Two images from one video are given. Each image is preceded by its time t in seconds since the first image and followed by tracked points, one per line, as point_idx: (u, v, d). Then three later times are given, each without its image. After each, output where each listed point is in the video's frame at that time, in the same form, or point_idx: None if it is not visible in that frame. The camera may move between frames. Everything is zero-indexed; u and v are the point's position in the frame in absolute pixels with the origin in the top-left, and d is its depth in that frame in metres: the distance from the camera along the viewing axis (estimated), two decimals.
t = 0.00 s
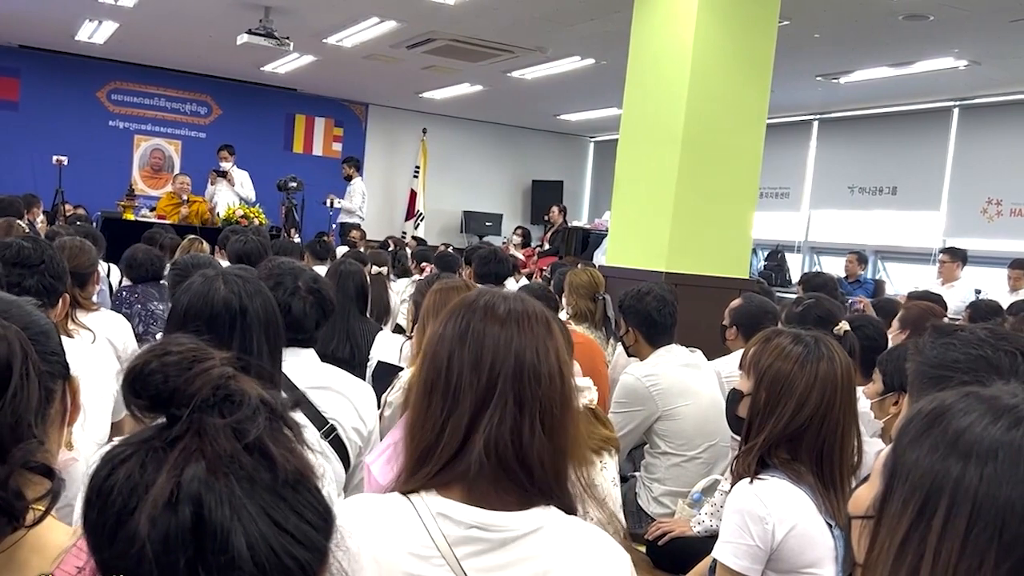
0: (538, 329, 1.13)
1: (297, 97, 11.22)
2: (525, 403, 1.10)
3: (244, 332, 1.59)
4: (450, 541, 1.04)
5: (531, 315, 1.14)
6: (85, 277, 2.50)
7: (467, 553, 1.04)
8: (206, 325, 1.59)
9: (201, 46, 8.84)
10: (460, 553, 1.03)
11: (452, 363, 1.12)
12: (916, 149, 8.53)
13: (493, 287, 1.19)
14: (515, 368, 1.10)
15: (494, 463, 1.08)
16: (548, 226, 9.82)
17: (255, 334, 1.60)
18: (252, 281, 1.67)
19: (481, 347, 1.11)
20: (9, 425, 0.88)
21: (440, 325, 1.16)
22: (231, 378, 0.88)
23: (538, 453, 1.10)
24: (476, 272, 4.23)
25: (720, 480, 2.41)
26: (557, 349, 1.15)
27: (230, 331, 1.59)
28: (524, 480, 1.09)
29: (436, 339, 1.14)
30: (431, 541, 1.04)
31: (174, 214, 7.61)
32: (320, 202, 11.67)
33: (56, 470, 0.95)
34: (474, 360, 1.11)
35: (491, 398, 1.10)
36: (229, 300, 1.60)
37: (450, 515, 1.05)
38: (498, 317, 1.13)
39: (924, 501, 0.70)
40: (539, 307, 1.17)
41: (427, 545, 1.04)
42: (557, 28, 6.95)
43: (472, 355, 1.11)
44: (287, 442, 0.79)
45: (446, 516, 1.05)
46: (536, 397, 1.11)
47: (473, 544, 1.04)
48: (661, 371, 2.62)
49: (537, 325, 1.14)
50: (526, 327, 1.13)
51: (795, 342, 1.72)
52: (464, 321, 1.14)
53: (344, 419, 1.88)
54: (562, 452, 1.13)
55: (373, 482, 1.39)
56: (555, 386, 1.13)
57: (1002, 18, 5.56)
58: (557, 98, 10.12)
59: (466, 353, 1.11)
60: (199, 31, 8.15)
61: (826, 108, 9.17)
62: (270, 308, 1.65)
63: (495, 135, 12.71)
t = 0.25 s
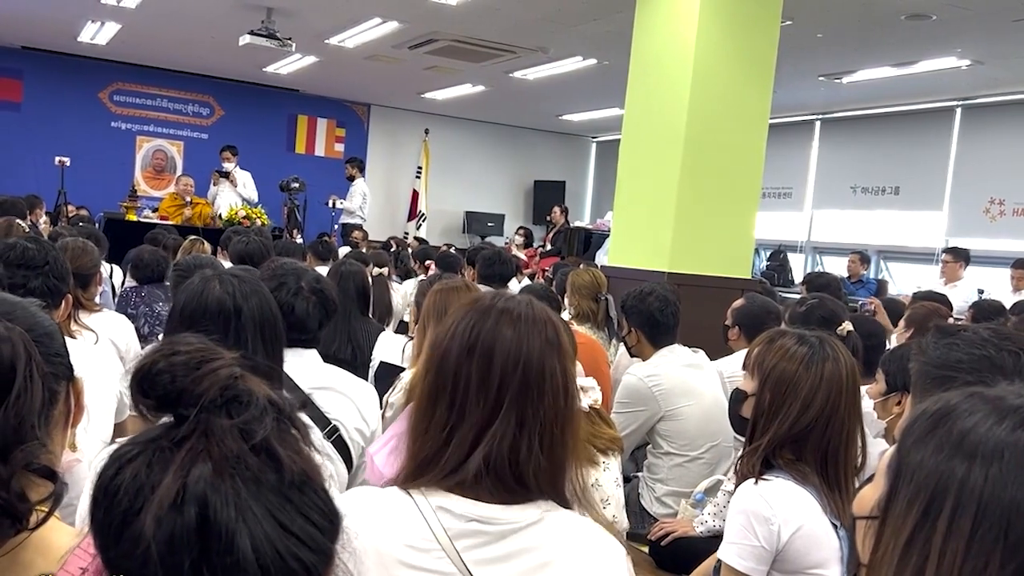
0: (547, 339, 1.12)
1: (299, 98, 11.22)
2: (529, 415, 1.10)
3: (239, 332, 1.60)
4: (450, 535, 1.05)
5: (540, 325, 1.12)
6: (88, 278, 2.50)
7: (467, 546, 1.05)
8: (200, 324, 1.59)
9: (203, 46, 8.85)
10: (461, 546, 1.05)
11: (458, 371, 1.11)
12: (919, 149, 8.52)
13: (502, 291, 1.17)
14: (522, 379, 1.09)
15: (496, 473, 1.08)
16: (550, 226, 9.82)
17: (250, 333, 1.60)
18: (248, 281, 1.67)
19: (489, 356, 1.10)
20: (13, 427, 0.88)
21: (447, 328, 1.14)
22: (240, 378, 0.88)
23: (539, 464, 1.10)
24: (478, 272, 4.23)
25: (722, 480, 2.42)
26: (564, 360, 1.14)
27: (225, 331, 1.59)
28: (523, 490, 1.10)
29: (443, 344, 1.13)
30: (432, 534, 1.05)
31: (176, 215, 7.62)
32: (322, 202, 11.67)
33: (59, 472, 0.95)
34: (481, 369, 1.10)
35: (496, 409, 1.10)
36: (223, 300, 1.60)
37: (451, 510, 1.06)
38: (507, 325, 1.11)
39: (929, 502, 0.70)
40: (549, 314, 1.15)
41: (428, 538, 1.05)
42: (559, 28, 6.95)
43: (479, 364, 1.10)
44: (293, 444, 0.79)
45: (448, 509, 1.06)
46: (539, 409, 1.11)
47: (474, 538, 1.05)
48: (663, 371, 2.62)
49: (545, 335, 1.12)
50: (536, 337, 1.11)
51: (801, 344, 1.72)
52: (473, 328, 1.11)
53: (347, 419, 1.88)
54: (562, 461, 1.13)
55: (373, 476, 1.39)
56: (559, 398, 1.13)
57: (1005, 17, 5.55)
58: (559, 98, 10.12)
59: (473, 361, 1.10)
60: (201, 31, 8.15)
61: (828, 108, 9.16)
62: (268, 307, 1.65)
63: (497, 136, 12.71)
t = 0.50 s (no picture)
0: (551, 347, 1.12)
1: (300, 99, 11.23)
2: (529, 423, 1.10)
3: (238, 332, 1.60)
4: (448, 533, 1.06)
5: (544, 333, 1.12)
6: (89, 279, 2.50)
7: (465, 544, 1.06)
8: (199, 325, 1.60)
9: (205, 47, 8.86)
10: (459, 545, 1.06)
11: (460, 376, 1.10)
12: (921, 149, 8.51)
13: (506, 296, 1.16)
14: (525, 387, 1.09)
15: (496, 480, 1.08)
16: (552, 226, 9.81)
17: (249, 334, 1.60)
18: (247, 282, 1.67)
19: (492, 362, 1.09)
20: (15, 428, 0.88)
21: (451, 332, 1.14)
22: (245, 379, 0.88)
23: (539, 473, 1.10)
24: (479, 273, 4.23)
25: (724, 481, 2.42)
26: (567, 368, 1.14)
27: (223, 332, 1.59)
28: (522, 497, 1.09)
29: (446, 348, 1.12)
30: (430, 532, 1.06)
31: (178, 216, 7.63)
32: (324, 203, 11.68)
33: (62, 474, 0.95)
34: (484, 376, 1.09)
35: (497, 416, 1.10)
36: (222, 301, 1.61)
37: (451, 509, 1.06)
38: (511, 331, 1.11)
39: (931, 503, 0.70)
40: (553, 321, 1.15)
41: (426, 535, 1.06)
42: (560, 28, 6.95)
43: (482, 370, 1.09)
44: (298, 446, 0.79)
45: (448, 508, 1.06)
46: (540, 417, 1.11)
47: (472, 537, 1.06)
48: (665, 371, 2.62)
49: (549, 342, 1.12)
50: (540, 344, 1.11)
51: (802, 345, 1.72)
52: (477, 334, 1.11)
53: (348, 420, 1.88)
54: (562, 469, 1.13)
55: (371, 474, 1.39)
56: (560, 407, 1.12)
57: (1007, 17, 5.54)
58: (560, 99, 10.12)
59: (477, 367, 1.10)
60: (202, 32, 8.16)
61: (829, 108, 9.16)
62: (268, 307, 1.65)
63: (498, 136, 12.71)
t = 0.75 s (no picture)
0: (550, 347, 1.12)
1: (300, 99, 11.23)
2: (529, 423, 1.10)
3: (239, 333, 1.60)
4: (450, 537, 1.06)
5: (544, 333, 1.12)
6: (89, 280, 2.50)
7: (467, 547, 1.06)
8: (199, 324, 1.60)
9: (205, 48, 8.87)
10: (460, 548, 1.06)
11: (459, 377, 1.10)
12: (921, 150, 8.52)
13: (506, 297, 1.16)
14: (524, 388, 1.09)
15: (495, 481, 1.08)
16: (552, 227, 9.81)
17: (249, 334, 1.60)
18: (247, 282, 1.67)
19: (491, 363, 1.09)
20: (14, 430, 0.88)
21: (450, 332, 1.14)
22: (248, 380, 0.88)
23: (538, 474, 1.10)
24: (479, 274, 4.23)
25: (724, 481, 2.42)
26: (566, 369, 1.14)
27: (223, 331, 1.60)
28: (522, 498, 1.09)
29: (445, 349, 1.12)
30: (432, 537, 1.06)
31: (178, 217, 7.64)
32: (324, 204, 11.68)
33: (61, 476, 0.95)
34: (484, 376, 1.09)
35: (496, 417, 1.10)
36: (222, 302, 1.61)
37: (451, 511, 1.07)
38: (510, 332, 1.11)
39: (929, 504, 0.70)
40: (552, 322, 1.15)
41: (428, 540, 1.06)
42: (560, 29, 6.96)
43: (481, 371, 1.09)
44: (299, 448, 0.79)
45: (448, 510, 1.06)
46: (540, 418, 1.11)
47: (473, 540, 1.06)
48: (665, 372, 2.62)
49: (549, 343, 1.12)
50: (539, 344, 1.11)
51: (802, 346, 1.72)
52: (476, 334, 1.11)
53: (349, 420, 1.88)
54: (562, 471, 1.13)
55: (370, 475, 1.39)
56: (559, 408, 1.12)
57: (1007, 18, 5.55)
58: (561, 99, 10.12)
59: (476, 368, 1.10)
60: (202, 33, 8.16)
61: (830, 109, 9.17)
62: (268, 307, 1.65)
63: (499, 137, 12.72)
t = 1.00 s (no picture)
0: (545, 346, 1.12)
1: (299, 100, 11.24)
2: (524, 423, 1.11)
3: (239, 334, 1.60)
4: (449, 541, 1.05)
5: (539, 331, 1.12)
6: (88, 281, 2.50)
7: (465, 551, 1.06)
8: (200, 324, 1.60)
9: (204, 49, 8.87)
10: (458, 551, 1.06)
11: (454, 376, 1.11)
12: (920, 151, 8.52)
13: (499, 296, 1.17)
14: (518, 386, 1.10)
15: (491, 481, 1.08)
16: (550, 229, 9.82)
17: (250, 335, 1.60)
18: (248, 283, 1.67)
19: (486, 362, 1.10)
20: (14, 431, 0.88)
21: (445, 332, 1.14)
22: (252, 380, 0.88)
23: (534, 474, 1.10)
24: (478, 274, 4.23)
25: (722, 483, 2.42)
26: (562, 367, 1.14)
27: (223, 332, 1.59)
28: (520, 498, 1.10)
29: (440, 348, 1.13)
30: (432, 541, 1.05)
31: (177, 218, 7.64)
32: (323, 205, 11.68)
33: (62, 477, 0.95)
34: (478, 375, 1.10)
35: (492, 417, 1.10)
36: (222, 303, 1.61)
37: (450, 514, 1.06)
38: (505, 330, 1.11)
39: (927, 504, 0.70)
40: (547, 320, 1.15)
41: (428, 545, 1.05)
42: (559, 31, 6.96)
43: (475, 370, 1.10)
44: (302, 449, 0.79)
45: (446, 514, 1.06)
46: (536, 417, 1.11)
47: (471, 544, 1.06)
48: (663, 373, 2.62)
49: (543, 342, 1.12)
50: (533, 343, 1.11)
51: (799, 348, 1.72)
52: (472, 333, 1.11)
53: (349, 421, 1.89)
54: (558, 470, 1.13)
55: (365, 476, 1.40)
56: (555, 407, 1.13)
57: (1006, 20, 5.56)
58: (560, 101, 10.13)
59: (470, 366, 1.10)
60: (202, 34, 8.16)
61: (828, 111, 9.18)
62: (268, 308, 1.65)
63: (498, 138, 12.72)
